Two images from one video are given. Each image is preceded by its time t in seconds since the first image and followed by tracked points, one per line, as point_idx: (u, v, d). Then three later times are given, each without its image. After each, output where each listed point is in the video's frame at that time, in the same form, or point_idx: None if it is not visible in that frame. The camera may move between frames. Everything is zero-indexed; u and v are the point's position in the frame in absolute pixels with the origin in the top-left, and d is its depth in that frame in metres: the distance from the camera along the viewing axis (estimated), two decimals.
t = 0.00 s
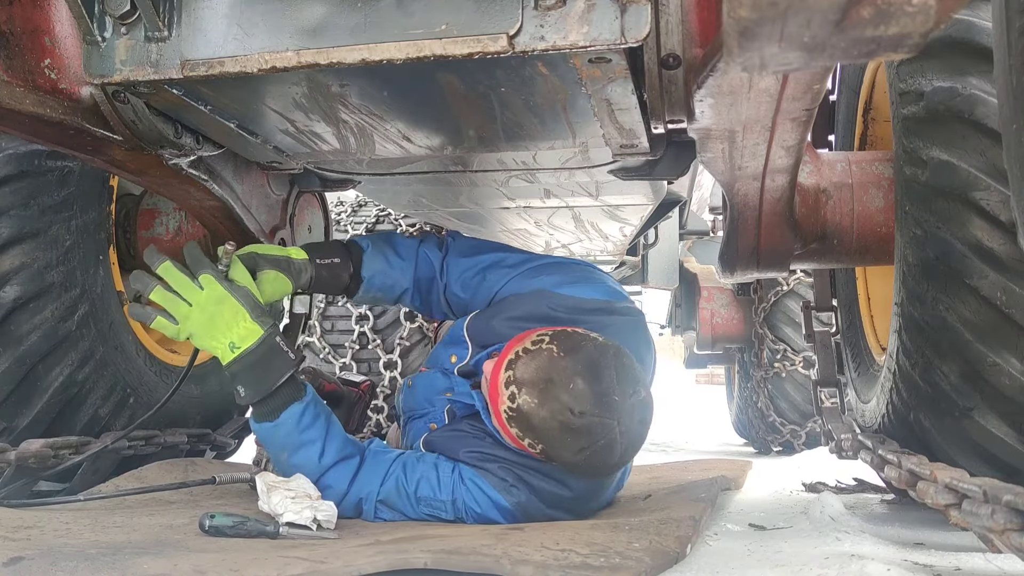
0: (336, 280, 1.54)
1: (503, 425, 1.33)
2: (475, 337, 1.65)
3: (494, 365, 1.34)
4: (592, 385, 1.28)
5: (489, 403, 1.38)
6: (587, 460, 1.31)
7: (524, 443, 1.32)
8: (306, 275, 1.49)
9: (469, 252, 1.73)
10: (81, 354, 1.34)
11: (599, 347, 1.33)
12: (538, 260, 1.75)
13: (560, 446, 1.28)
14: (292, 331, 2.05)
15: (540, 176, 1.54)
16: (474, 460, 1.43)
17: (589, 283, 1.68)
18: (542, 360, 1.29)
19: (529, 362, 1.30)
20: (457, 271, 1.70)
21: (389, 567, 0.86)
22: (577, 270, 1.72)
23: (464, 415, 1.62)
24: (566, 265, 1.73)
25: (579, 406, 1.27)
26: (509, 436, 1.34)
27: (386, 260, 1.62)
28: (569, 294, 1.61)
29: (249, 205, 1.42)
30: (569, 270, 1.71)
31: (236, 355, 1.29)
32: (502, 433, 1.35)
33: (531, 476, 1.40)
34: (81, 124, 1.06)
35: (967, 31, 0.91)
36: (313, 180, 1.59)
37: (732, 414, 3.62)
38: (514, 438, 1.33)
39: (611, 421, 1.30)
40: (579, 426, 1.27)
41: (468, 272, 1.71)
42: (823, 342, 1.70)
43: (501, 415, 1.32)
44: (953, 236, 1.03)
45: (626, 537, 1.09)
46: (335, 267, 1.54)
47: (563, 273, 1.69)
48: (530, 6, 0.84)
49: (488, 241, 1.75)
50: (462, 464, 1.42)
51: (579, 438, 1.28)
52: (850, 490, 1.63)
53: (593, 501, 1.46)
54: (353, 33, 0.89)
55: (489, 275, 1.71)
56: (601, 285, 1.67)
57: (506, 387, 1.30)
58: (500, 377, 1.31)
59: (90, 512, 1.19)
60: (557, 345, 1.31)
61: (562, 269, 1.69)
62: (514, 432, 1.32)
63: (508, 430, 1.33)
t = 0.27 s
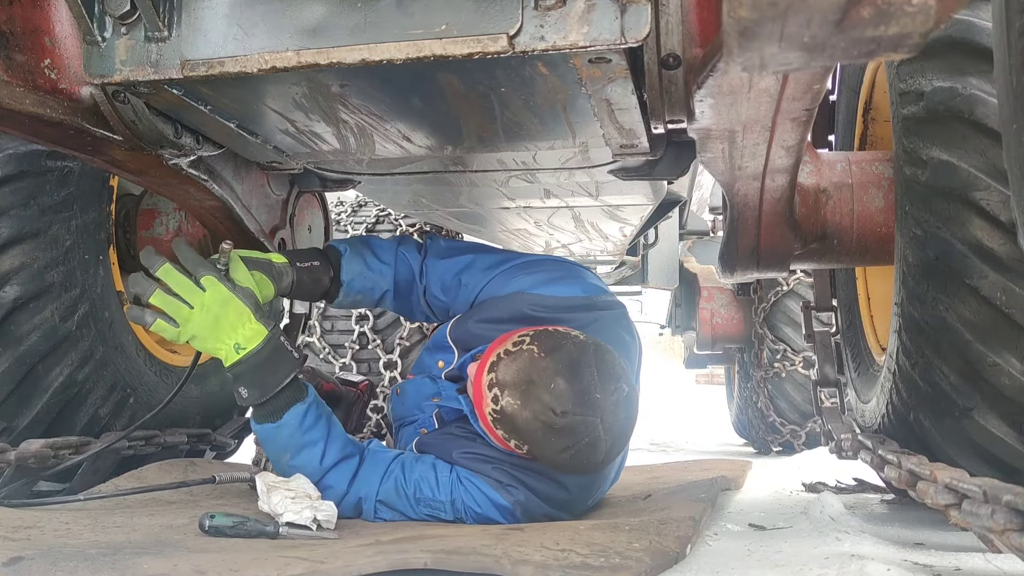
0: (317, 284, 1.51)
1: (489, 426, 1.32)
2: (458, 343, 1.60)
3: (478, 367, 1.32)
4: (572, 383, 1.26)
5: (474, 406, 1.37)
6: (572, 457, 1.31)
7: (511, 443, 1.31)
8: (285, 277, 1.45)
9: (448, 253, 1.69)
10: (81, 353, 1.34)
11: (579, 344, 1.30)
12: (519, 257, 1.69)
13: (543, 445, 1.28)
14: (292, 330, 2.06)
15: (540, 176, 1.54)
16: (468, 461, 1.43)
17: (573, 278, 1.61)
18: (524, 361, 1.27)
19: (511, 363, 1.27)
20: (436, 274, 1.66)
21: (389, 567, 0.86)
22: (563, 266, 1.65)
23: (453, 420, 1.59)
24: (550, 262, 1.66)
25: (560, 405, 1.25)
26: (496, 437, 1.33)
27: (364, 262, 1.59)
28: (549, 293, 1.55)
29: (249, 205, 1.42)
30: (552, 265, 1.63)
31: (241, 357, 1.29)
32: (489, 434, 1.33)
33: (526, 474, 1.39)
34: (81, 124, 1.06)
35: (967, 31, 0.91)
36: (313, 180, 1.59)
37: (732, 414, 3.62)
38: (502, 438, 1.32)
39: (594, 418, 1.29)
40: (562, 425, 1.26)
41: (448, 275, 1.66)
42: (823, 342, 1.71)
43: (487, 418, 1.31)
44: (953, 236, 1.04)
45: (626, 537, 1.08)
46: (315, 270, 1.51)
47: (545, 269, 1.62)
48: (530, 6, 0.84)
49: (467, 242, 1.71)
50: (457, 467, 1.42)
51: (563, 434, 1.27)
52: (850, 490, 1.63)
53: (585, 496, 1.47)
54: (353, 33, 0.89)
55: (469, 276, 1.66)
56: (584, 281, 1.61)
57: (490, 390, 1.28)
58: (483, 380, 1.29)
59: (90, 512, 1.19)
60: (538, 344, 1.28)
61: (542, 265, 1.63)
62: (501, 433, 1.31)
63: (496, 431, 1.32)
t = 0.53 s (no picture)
0: (291, 260, 1.44)
1: (476, 425, 1.31)
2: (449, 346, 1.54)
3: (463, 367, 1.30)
4: (557, 380, 1.26)
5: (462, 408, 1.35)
6: (561, 454, 1.30)
7: (499, 442, 1.31)
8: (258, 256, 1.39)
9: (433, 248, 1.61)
10: (81, 353, 1.34)
11: (562, 341, 1.30)
12: (506, 255, 1.63)
13: (530, 445, 1.28)
14: (292, 331, 2.04)
15: (540, 176, 1.54)
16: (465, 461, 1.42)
17: (560, 277, 1.56)
18: (509, 361, 1.25)
19: (496, 364, 1.26)
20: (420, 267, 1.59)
21: (389, 567, 0.86)
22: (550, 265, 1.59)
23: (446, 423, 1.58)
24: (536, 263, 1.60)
25: (545, 403, 1.25)
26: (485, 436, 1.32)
27: (344, 245, 1.52)
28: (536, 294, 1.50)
29: (249, 205, 1.42)
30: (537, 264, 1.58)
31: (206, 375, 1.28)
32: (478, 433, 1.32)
33: (522, 473, 1.39)
34: (82, 124, 1.06)
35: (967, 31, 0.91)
36: (313, 180, 1.59)
37: (732, 414, 3.62)
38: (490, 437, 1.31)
39: (580, 414, 1.29)
40: (547, 424, 1.26)
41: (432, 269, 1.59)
42: (823, 342, 1.71)
43: (474, 418, 1.29)
44: (953, 236, 1.04)
45: (626, 537, 1.08)
46: (290, 243, 1.44)
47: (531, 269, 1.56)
48: (530, 6, 0.84)
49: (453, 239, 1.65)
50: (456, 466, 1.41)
51: (549, 433, 1.27)
52: (850, 490, 1.64)
53: (581, 494, 1.47)
54: (354, 33, 0.89)
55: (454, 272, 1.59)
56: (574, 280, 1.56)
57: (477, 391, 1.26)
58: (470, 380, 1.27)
59: (90, 512, 1.19)
60: (523, 344, 1.28)
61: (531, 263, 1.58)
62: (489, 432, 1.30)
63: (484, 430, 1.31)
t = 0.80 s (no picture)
0: (274, 250, 1.38)
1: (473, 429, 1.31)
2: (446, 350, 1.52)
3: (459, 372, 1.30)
4: (552, 385, 1.25)
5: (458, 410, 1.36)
6: (558, 458, 1.30)
7: (495, 446, 1.31)
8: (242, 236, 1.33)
9: (427, 245, 1.54)
10: (81, 353, 1.34)
11: (557, 345, 1.29)
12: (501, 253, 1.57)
13: (526, 449, 1.27)
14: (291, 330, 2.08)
15: (540, 176, 1.54)
16: (465, 463, 1.41)
17: (556, 276, 1.53)
18: (503, 366, 1.26)
19: (490, 370, 1.26)
20: (412, 264, 1.52)
21: (389, 567, 0.86)
22: (546, 263, 1.56)
23: (443, 425, 1.57)
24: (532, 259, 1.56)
25: (540, 408, 1.25)
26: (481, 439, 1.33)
27: (332, 236, 1.45)
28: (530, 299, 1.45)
29: (249, 205, 1.42)
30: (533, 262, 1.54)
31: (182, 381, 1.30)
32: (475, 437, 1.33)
33: (521, 475, 1.39)
34: (82, 124, 1.06)
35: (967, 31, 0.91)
36: (313, 180, 1.59)
37: (732, 414, 3.62)
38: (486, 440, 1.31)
39: (576, 419, 1.28)
40: (542, 428, 1.26)
41: (425, 266, 1.51)
42: (823, 342, 1.71)
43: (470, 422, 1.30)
44: (953, 237, 1.04)
45: (626, 537, 1.08)
46: (273, 232, 1.38)
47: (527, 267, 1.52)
48: (530, 6, 0.84)
49: (447, 235, 1.58)
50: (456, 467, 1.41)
51: (544, 437, 1.27)
52: (850, 490, 1.64)
53: (582, 495, 1.48)
54: (354, 33, 0.89)
55: (448, 271, 1.51)
56: (570, 282, 1.52)
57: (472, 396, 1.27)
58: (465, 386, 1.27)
59: (90, 512, 1.19)
60: (517, 348, 1.28)
61: (528, 264, 1.52)
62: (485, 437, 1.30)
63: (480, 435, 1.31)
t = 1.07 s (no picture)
0: (272, 244, 1.34)
1: (472, 430, 1.32)
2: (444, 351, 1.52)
3: (458, 372, 1.31)
4: (549, 387, 1.25)
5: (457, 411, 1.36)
6: (555, 459, 1.30)
7: (494, 447, 1.31)
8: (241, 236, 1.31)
9: (425, 244, 1.53)
10: (81, 353, 1.35)
11: (554, 347, 1.29)
12: (501, 254, 1.56)
13: (524, 450, 1.27)
14: (292, 330, 2.08)
15: (540, 176, 1.54)
16: (465, 463, 1.41)
17: (558, 277, 1.53)
18: (502, 367, 1.26)
19: (488, 371, 1.27)
20: (411, 263, 1.50)
21: (389, 567, 0.86)
22: (546, 263, 1.56)
23: (443, 425, 1.57)
24: (531, 259, 1.56)
25: (537, 410, 1.24)
26: (480, 441, 1.33)
27: (330, 232, 1.43)
28: (529, 299, 1.45)
29: (249, 205, 1.42)
30: (533, 263, 1.54)
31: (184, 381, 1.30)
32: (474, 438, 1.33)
33: (521, 475, 1.39)
34: (82, 124, 1.06)
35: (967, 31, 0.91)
36: (313, 180, 1.59)
37: (732, 414, 3.62)
38: (485, 441, 1.32)
39: (574, 421, 1.28)
40: (541, 430, 1.26)
41: (424, 265, 1.50)
42: (823, 342, 1.71)
43: (469, 423, 1.30)
44: (953, 237, 1.04)
45: (626, 537, 1.08)
46: (271, 225, 1.35)
47: (527, 268, 1.52)
48: (530, 6, 0.84)
49: (445, 235, 1.57)
50: (456, 468, 1.41)
51: (542, 439, 1.27)
52: (850, 490, 1.64)
53: (582, 495, 1.48)
54: (354, 33, 0.89)
55: (448, 271, 1.51)
56: (568, 282, 1.52)
57: (470, 396, 1.27)
58: (463, 387, 1.28)
59: (90, 512, 1.19)
60: (515, 349, 1.28)
61: (526, 264, 1.52)
62: (484, 438, 1.30)
63: (479, 435, 1.31)
